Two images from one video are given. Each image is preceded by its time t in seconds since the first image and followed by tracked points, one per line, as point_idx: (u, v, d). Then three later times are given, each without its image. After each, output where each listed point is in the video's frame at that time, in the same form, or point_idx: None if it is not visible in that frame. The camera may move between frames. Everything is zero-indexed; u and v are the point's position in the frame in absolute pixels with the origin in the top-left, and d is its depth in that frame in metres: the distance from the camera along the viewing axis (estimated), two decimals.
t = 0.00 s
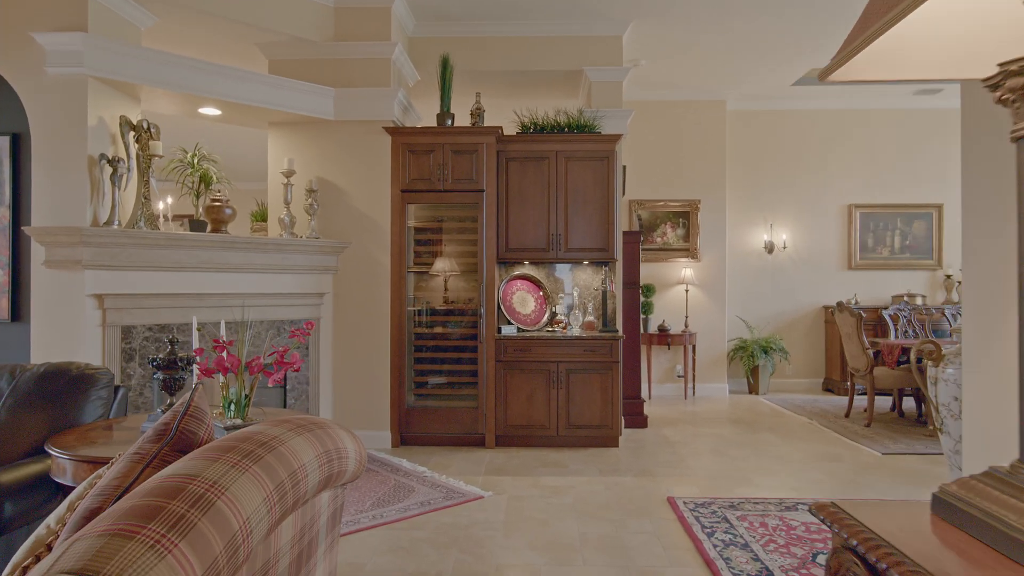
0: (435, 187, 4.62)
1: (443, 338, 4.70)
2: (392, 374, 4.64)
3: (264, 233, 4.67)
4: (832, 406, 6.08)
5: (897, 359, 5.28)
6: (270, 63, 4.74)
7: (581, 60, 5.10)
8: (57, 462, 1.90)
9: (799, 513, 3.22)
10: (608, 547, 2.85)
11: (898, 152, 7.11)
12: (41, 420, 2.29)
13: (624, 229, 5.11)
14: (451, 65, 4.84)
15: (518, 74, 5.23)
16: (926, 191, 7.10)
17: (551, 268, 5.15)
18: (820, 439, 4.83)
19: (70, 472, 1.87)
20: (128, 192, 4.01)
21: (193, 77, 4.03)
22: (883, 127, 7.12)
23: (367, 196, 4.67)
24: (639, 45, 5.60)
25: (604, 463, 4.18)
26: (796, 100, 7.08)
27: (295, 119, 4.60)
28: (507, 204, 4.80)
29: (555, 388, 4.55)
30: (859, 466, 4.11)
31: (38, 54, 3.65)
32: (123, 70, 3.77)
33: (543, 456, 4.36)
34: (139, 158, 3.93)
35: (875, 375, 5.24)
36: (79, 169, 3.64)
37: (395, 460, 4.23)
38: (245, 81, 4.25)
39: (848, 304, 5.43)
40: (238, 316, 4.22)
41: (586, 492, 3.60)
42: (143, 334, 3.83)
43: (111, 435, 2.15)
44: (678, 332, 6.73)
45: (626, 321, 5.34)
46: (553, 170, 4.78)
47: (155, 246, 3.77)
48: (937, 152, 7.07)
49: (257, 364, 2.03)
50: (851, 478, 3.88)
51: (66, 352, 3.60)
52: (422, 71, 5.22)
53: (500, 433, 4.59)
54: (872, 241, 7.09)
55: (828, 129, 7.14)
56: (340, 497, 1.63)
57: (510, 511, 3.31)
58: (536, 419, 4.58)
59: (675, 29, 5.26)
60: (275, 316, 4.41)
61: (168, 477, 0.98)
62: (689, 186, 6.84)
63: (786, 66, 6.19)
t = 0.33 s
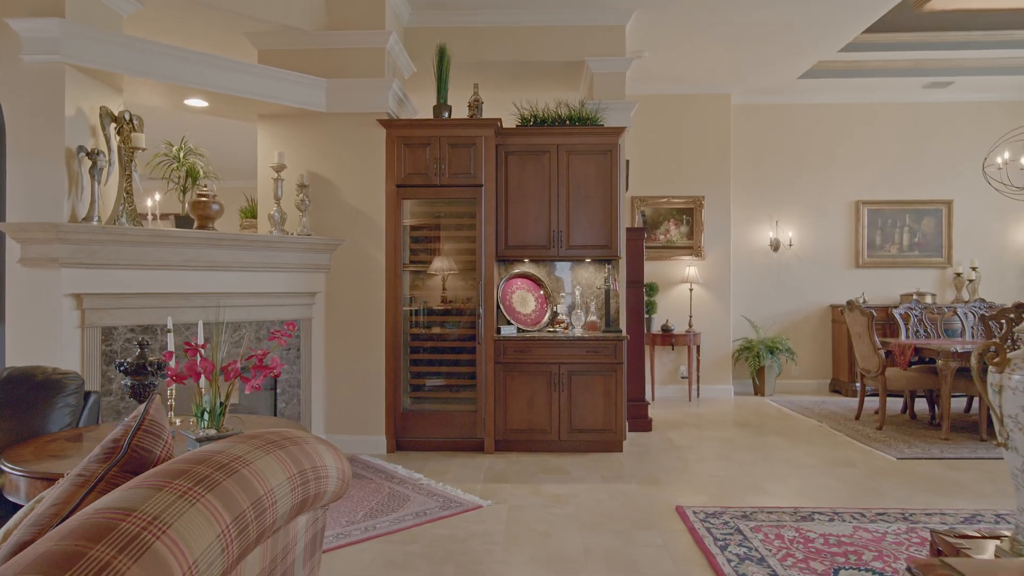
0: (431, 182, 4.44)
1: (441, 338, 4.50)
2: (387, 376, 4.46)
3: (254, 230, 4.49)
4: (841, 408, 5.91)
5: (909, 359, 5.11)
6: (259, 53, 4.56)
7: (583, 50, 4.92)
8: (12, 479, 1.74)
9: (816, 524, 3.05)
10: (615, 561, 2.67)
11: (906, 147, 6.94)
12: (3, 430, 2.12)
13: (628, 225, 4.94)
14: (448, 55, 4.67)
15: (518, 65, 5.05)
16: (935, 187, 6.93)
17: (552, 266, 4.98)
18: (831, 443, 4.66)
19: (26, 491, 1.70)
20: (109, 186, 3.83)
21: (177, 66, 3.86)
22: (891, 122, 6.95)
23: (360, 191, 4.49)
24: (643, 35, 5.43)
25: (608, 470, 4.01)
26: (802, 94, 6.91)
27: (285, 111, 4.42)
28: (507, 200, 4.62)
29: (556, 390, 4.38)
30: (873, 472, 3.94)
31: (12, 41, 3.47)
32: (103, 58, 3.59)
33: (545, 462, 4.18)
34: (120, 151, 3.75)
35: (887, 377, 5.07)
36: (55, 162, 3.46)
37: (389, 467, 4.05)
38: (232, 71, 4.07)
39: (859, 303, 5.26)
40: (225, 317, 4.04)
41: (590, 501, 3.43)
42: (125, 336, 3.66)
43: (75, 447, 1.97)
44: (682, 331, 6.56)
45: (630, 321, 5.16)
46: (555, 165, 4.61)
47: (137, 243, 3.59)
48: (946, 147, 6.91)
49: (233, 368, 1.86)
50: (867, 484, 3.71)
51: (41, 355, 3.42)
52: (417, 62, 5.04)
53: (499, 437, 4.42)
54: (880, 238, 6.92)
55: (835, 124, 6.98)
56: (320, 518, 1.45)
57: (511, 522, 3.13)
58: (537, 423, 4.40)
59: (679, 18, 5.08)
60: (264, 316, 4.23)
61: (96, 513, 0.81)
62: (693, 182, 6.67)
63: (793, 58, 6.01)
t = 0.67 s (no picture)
0: (430, 177, 4.27)
1: (439, 340, 4.32)
2: (383, 379, 4.28)
3: (245, 228, 4.32)
4: (852, 412, 5.74)
5: (924, 362, 4.94)
6: (251, 43, 4.38)
7: (587, 41, 4.75)
8: None
9: (836, 538, 2.88)
10: None
11: (917, 144, 6.78)
12: None
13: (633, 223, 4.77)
14: (447, 46, 4.50)
15: (520, 58, 4.88)
16: (946, 185, 6.76)
17: (555, 266, 4.80)
18: (844, 450, 4.49)
19: None
20: (91, 180, 3.66)
21: (164, 55, 3.69)
22: (901, 118, 6.78)
23: (356, 187, 4.32)
24: (648, 27, 5.26)
25: (614, 478, 3.83)
26: (811, 89, 6.74)
27: (278, 103, 4.25)
28: (508, 197, 4.45)
29: (560, 394, 4.21)
30: (891, 480, 3.77)
31: None
32: (85, 45, 3.41)
33: (548, 470, 4.01)
34: (103, 143, 3.59)
35: (901, 380, 4.90)
36: (33, 154, 3.29)
37: (385, 474, 3.87)
38: (222, 60, 3.90)
39: (872, 303, 5.10)
40: (214, 318, 3.87)
41: (596, 512, 3.26)
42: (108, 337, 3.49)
43: (38, 461, 1.80)
44: (687, 333, 6.40)
45: (636, 322, 4.99)
46: (558, 160, 4.44)
47: (120, 240, 3.42)
48: (958, 144, 6.75)
49: (208, 375, 1.68)
50: (885, 494, 3.54)
51: (17, 358, 3.24)
52: (416, 53, 4.86)
53: (500, 443, 4.25)
54: (890, 237, 6.76)
55: (844, 120, 6.81)
56: (300, 547, 1.28)
57: (513, 535, 2.97)
58: (540, 429, 4.23)
59: (686, 9, 4.91)
60: (255, 317, 4.05)
61: None
62: (699, 179, 6.50)
63: (802, 52, 5.84)
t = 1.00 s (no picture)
0: (429, 170, 4.08)
1: (439, 341, 4.14)
2: (380, 382, 4.09)
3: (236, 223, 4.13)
4: (866, 415, 5.56)
5: (942, 364, 4.75)
6: (243, 30, 4.20)
7: (593, 29, 4.56)
8: None
9: (864, 553, 2.69)
10: None
11: (931, 139, 6.59)
12: None
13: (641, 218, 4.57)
14: (448, 34, 4.30)
15: (523, 47, 4.68)
16: (960, 181, 6.57)
17: (560, 264, 4.61)
18: (862, 455, 4.31)
19: None
20: (71, 172, 3.47)
21: (150, 41, 3.51)
22: (914, 112, 6.60)
23: (352, 181, 4.13)
24: (657, 17, 5.07)
25: (623, 486, 3.65)
26: (821, 82, 6.56)
27: (271, 93, 4.06)
28: (511, 191, 4.27)
29: (565, 398, 4.02)
30: (915, 489, 3.59)
31: None
32: (65, 28, 3.23)
33: (553, 477, 3.82)
34: (83, 132, 3.38)
35: (919, 382, 4.72)
36: (8, 145, 3.10)
37: (383, 482, 3.68)
38: (211, 46, 3.71)
39: (888, 303, 4.91)
40: (204, 317, 3.68)
41: (606, 523, 3.08)
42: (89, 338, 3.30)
43: None
44: (694, 333, 6.21)
45: (644, 322, 4.80)
46: (564, 152, 4.25)
47: (102, 235, 3.24)
48: (971, 136, 6.57)
49: (180, 383, 1.49)
50: (910, 504, 3.35)
51: None
52: (415, 42, 4.67)
53: (503, 449, 4.06)
54: (903, 235, 6.57)
55: (855, 115, 6.62)
56: None
57: (518, 549, 2.78)
58: (544, 434, 4.04)
59: None
60: (246, 317, 3.85)
61: None
62: (706, 175, 6.31)
63: (814, 44, 5.65)
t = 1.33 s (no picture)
0: (427, 165, 3.90)
1: (437, 344, 3.96)
2: (376, 387, 3.91)
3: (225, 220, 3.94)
4: (877, 420, 5.39)
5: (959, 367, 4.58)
6: (232, 19, 4.01)
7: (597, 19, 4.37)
8: None
9: (891, 572, 2.51)
10: None
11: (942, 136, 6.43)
12: None
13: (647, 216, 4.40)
14: (446, 23, 4.13)
15: (524, 38, 4.50)
16: (972, 179, 6.41)
17: (562, 263, 4.43)
18: (878, 462, 4.13)
19: None
20: (48, 165, 3.29)
21: (132, 28, 3.33)
22: (924, 108, 6.43)
23: (346, 176, 3.96)
24: (663, 8, 4.89)
25: (630, 496, 3.47)
26: (829, 77, 6.39)
27: (261, 84, 3.88)
28: (513, 187, 4.09)
29: (569, 403, 3.85)
30: (938, 499, 3.41)
31: None
32: (40, 14, 3.05)
33: (557, 486, 3.65)
34: (62, 124, 3.21)
35: (935, 386, 4.56)
36: None
37: (378, 493, 3.49)
38: (197, 33, 3.52)
39: (903, 304, 4.75)
40: (189, 319, 3.49)
41: (615, 538, 2.90)
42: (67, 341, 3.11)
43: None
44: (700, 335, 6.04)
45: (649, 323, 4.63)
46: (567, 147, 4.08)
47: (80, 232, 3.05)
48: (983, 133, 6.40)
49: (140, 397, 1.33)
50: (934, 516, 3.18)
51: None
52: (412, 33, 4.49)
53: (504, 456, 3.89)
54: (913, 234, 6.40)
55: (864, 110, 6.46)
56: None
57: (522, 567, 2.60)
58: (547, 440, 3.87)
59: None
60: (234, 318, 3.66)
61: None
62: (712, 172, 6.14)
63: (824, 37, 5.47)
